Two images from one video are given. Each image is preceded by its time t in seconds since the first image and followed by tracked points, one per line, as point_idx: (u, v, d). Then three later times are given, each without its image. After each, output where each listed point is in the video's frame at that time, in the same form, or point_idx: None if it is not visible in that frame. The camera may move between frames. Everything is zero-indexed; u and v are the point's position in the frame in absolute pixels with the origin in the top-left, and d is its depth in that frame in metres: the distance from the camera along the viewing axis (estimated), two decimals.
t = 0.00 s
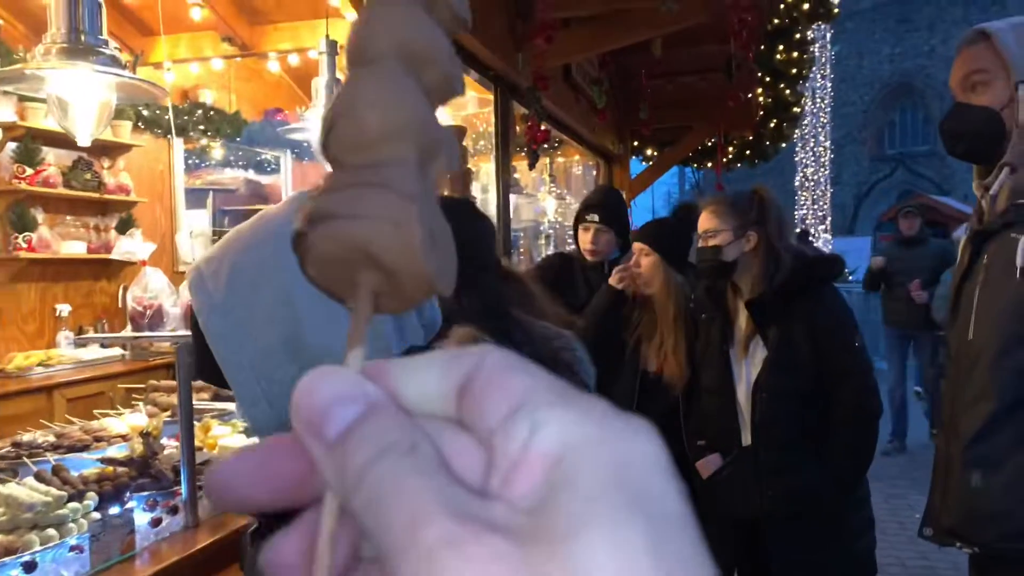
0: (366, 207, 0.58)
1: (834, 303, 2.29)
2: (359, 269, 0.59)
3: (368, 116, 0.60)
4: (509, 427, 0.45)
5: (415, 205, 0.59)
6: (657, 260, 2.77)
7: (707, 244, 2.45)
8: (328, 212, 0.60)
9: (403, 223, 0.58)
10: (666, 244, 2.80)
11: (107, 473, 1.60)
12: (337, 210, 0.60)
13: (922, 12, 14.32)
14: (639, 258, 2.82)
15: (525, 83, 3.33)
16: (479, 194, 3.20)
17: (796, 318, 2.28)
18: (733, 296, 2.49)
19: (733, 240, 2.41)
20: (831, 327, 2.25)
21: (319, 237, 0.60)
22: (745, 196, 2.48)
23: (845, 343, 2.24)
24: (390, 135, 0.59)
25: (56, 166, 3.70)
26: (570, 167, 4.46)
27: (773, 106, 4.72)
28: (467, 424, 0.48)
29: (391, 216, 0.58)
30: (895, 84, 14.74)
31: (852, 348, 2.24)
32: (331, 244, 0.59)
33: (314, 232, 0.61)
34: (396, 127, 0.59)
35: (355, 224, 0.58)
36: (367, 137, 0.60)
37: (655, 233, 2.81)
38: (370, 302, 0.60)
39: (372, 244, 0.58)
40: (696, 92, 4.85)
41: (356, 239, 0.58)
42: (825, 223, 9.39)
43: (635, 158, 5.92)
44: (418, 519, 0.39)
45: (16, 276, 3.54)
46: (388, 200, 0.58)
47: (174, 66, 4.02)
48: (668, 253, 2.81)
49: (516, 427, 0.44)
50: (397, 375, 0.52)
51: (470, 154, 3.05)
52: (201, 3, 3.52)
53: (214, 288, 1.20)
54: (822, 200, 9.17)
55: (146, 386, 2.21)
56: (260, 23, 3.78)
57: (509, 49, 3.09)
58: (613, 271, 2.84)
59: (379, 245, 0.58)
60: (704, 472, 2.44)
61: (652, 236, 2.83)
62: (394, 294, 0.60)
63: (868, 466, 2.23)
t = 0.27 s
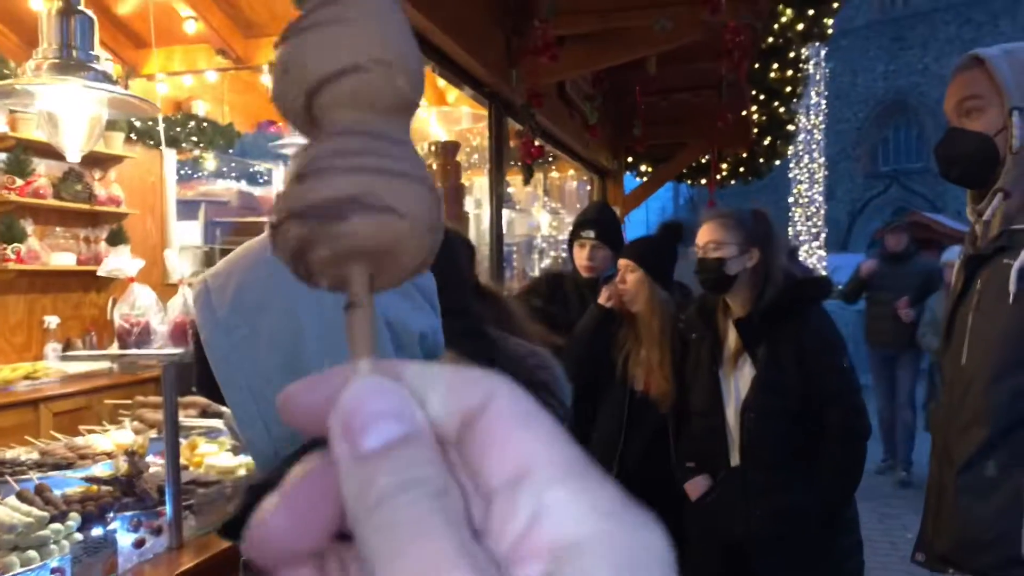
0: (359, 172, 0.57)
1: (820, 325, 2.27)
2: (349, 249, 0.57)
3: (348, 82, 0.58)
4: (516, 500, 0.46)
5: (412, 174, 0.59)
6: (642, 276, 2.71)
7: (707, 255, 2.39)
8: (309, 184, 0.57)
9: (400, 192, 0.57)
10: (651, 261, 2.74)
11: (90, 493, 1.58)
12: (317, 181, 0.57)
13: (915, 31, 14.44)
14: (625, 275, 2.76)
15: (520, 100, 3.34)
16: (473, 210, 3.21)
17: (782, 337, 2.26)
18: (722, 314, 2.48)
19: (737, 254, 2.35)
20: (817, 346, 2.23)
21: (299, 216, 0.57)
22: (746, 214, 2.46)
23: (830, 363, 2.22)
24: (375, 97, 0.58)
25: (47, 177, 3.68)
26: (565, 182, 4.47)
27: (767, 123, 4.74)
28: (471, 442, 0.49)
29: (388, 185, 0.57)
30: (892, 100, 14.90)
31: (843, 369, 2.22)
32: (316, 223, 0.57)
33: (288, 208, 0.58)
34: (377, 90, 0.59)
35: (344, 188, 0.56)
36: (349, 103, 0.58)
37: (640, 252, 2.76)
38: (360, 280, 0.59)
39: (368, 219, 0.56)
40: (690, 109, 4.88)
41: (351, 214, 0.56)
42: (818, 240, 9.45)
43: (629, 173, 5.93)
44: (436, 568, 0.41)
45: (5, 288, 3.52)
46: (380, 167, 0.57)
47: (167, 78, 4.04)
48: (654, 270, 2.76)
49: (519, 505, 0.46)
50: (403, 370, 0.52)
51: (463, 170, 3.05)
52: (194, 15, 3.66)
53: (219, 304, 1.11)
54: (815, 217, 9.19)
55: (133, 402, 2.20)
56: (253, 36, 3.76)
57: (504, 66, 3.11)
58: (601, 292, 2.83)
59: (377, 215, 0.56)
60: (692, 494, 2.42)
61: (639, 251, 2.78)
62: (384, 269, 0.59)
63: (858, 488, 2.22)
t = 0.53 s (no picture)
0: (344, 315, 0.64)
1: (814, 337, 2.28)
2: (341, 389, 0.64)
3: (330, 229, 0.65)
4: None
5: (399, 305, 0.66)
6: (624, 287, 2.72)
7: (704, 263, 2.37)
8: (299, 331, 0.65)
9: (383, 323, 0.65)
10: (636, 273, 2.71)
11: (80, 504, 1.57)
12: (307, 328, 0.64)
13: (908, 46, 14.56)
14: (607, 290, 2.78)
15: (514, 112, 3.35)
16: (468, 221, 3.22)
17: (777, 349, 2.27)
18: (715, 325, 2.48)
19: (734, 264, 2.35)
20: (811, 359, 2.24)
21: (293, 364, 0.65)
22: (742, 226, 2.43)
23: (824, 375, 2.22)
24: (358, 238, 0.65)
25: (41, 186, 3.68)
26: (559, 194, 4.48)
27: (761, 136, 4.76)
28: None
29: (376, 322, 0.65)
30: (885, 114, 15.00)
31: (836, 382, 2.22)
32: (310, 368, 0.64)
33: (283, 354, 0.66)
34: (355, 229, 0.65)
35: (333, 329, 0.64)
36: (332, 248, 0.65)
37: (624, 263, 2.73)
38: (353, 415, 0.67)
39: (359, 359, 0.64)
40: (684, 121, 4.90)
41: (340, 358, 0.64)
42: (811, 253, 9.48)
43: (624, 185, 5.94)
44: None
45: None
46: (365, 308, 0.65)
47: (163, 88, 4.02)
48: (639, 283, 2.75)
49: None
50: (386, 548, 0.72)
51: (458, 181, 3.06)
52: (190, 26, 3.65)
53: (215, 315, 1.08)
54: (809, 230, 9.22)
55: (125, 413, 2.19)
56: (249, 47, 3.78)
57: (499, 78, 3.12)
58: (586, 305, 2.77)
59: (366, 352, 0.64)
60: (682, 507, 2.40)
61: (627, 262, 2.74)
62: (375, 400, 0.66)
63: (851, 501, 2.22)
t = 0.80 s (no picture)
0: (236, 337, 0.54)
1: (806, 347, 2.30)
2: (230, 424, 0.55)
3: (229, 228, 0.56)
4: None
5: (318, 319, 0.56)
6: (609, 297, 2.73)
7: (697, 272, 2.39)
8: (177, 348, 0.55)
9: (366, 353, 0.60)
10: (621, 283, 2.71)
11: (70, 515, 1.57)
12: (189, 349, 0.54)
13: (899, 57, 14.68)
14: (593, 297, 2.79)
15: (507, 122, 3.37)
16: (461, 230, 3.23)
17: (769, 359, 2.27)
18: (706, 335, 2.49)
19: (729, 274, 2.37)
20: (806, 372, 2.26)
21: (171, 388, 0.55)
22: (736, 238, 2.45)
23: (816, 389, 2.24)
24: (320, 222, 0.58)
25: (34, 195, 3.68)
26: (553, 204, 4.50)
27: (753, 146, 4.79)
28: None
29: (275, 347, 0.55)
30: (875, 125, 15.12)
31: (826, 393, 2.25)
32: (193, 395, 0.55)
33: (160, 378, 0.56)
34: (264, 228, 0.56)
35: (225, 349, 0.54)
36: (229, 251, 0.56)
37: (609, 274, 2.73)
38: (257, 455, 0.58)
39: (259, 389, 0.54)
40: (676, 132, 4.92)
41: (231, 384, 0.54)
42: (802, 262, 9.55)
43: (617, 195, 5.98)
44: None
45: None
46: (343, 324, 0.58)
47: (157, 98, 4.04)
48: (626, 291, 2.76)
49: None
50: None
51: (452, 191, 3.07)
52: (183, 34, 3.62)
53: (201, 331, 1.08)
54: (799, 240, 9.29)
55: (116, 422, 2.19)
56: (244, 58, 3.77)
57: (492, 89, 3.14)
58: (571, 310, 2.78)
59: (263, 381, 0.54)
60: (672, 517, 2.40)
61: (614, 272, 2.74)
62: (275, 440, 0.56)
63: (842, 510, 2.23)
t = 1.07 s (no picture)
0: (241, 271, 0.48)
1: (803, 351, 2.30)
2: (232, 370, 0.48)
3: (223, 156, 0.49)
4: None
5: (317, 266, 0.51)
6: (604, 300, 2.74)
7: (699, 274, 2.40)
8: (169, 286, 0.48)
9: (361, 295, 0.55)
10: (614, 284, 2.73)
11: (64, 515, 1.57)
12: (184, 286, 0.48)
13: (895, 63, 14.73)
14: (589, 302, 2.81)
15: (505, 125, 3.37)
16: (458, 233, 3.23)
17: (767, 363, 2.27)
18: (705, 336, 2.49)
19: (731, 276, 2.38)
20: (804, 375, 2.25)
21: (162, 332, 0.48)
22: (738, 240, 2.46)
23: (812, 393, 2.24)
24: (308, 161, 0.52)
25: (30, 195, 3.67)
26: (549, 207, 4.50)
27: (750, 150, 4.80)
28: None
29: (285, 286, 0.49)
30: (871, 130, 15.17)
31: (822, 398, 2.24)
32: (189, 337, 0.48)
33: (144, 323, 0.49)
34: (262, 163, 0.50)
35: (229, 285, 0.48)
36: (231, 182, 0.49)
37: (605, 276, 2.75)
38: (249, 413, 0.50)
39: (266, 327, 0.49)
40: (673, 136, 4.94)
41: (237, 323, 0.48)
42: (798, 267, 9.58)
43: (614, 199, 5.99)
44: None
45: None
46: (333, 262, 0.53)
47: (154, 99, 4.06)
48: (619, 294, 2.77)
49: None
50: None
51: (449, 194, 3.07)
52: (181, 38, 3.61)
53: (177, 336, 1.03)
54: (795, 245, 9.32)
55: (111, 423, 2.19)
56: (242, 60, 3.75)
57: (489, 91, 3.15)
58: (566, 315, 2.80)
59: (271, 320, 0.49)
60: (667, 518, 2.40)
61: (612, 278, 2.76)
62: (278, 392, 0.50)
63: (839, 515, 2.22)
